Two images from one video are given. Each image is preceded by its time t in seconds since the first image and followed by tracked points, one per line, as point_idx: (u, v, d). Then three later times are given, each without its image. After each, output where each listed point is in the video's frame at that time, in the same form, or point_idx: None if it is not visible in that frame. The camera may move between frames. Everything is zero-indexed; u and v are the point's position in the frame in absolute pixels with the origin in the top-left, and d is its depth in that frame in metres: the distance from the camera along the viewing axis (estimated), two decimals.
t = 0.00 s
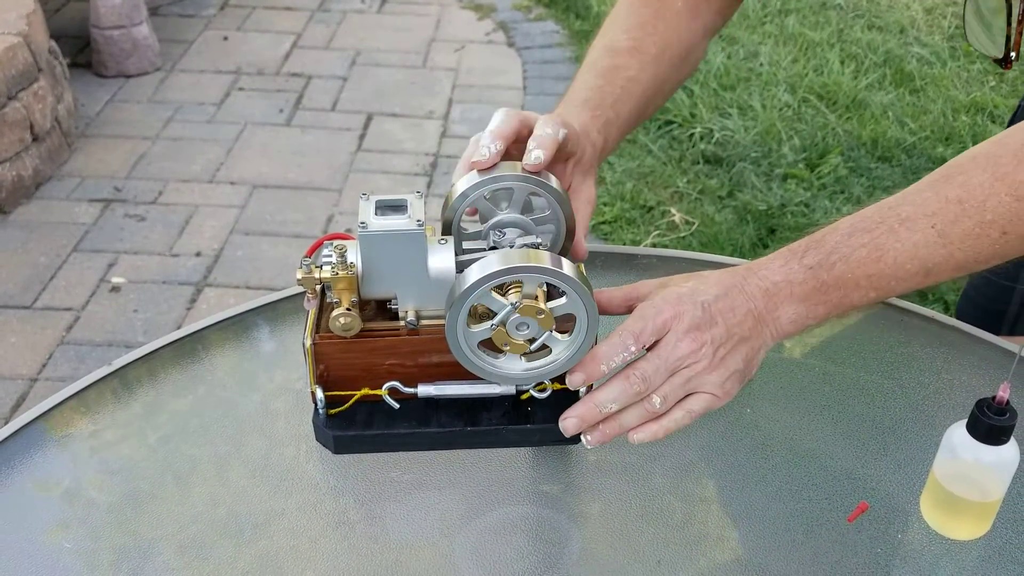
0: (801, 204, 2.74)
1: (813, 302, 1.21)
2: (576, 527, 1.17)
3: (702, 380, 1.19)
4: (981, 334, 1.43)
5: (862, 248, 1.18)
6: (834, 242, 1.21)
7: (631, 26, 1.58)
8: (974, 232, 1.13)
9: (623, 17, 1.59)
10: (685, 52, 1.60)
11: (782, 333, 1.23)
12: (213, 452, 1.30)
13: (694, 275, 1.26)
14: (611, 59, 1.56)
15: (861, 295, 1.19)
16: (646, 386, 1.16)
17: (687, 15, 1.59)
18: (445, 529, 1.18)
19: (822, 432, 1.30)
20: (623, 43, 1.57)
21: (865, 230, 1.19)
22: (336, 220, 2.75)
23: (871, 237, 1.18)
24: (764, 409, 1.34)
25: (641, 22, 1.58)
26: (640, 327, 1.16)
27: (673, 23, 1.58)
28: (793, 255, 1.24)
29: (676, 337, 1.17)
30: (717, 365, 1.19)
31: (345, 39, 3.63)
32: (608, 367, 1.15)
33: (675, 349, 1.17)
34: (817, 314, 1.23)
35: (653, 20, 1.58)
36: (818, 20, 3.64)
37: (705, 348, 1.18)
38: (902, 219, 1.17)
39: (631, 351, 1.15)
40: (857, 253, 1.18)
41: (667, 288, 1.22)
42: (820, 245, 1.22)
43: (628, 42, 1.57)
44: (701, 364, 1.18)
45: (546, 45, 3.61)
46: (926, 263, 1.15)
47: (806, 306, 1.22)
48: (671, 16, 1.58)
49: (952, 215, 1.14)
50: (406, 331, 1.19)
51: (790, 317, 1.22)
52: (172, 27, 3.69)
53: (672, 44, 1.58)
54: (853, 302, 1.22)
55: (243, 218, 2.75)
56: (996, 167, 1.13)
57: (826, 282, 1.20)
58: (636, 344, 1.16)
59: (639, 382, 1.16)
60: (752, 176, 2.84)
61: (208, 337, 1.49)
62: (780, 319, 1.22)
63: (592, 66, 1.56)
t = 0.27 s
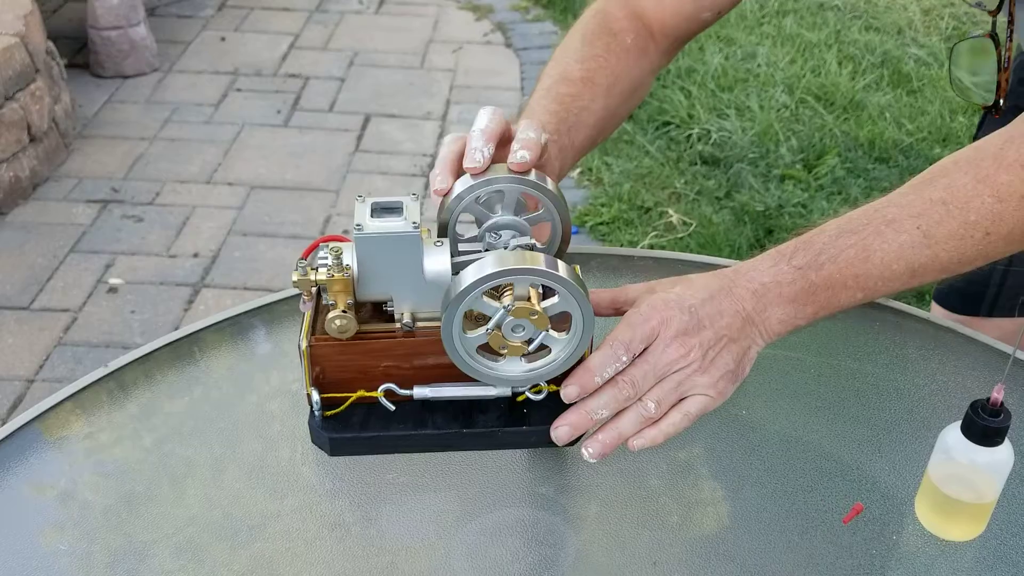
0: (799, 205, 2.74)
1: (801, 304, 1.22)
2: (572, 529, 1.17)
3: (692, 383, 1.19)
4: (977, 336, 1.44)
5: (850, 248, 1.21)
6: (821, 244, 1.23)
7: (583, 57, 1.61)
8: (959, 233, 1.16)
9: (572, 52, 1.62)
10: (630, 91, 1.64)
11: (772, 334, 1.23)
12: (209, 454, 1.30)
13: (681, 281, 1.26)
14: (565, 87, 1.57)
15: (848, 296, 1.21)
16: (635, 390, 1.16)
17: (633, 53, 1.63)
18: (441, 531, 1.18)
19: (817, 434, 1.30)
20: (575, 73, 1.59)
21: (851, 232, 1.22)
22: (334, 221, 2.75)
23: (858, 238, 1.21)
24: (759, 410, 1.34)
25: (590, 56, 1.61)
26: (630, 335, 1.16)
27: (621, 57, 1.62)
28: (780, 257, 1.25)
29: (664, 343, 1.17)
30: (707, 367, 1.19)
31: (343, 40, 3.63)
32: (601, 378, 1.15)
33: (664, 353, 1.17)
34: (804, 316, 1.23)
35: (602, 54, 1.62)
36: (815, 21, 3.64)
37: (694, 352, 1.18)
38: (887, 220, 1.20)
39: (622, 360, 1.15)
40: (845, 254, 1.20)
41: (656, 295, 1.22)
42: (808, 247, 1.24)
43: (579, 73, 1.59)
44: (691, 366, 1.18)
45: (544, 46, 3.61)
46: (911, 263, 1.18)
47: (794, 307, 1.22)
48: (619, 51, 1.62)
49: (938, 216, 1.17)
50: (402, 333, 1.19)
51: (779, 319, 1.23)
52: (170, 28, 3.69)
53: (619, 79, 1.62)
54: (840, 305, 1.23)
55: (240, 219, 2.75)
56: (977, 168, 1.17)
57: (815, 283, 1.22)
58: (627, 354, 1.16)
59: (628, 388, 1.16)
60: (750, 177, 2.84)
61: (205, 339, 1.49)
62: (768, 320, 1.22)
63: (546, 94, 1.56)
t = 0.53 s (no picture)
0: (798, 206, 2.74)
1: (800, 306, 1.22)
2: (572, 532, 1.17)
3: (693, 386, 1.19)
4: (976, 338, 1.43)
5: (850, 250, 1.20)
6: (820, 246, 1.22)
7: (593, 59, 1.61)
8: (958, 232, 1.15)
9: (583, 53, 1.63)
10: (641, 93, 1.64)
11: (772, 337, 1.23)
12: (208, 456, 1.29)
13: (679, 285, 1.26)
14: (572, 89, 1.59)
15: (847, 298, 1.21)
16: (635, 392, 1.16)
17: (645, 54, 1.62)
18: (440, 534, 1.18)
19: (817, 436, 1.30)
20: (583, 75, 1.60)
21: (851, 233, 1.21)
22: (333, 221, 2.75)
23: (857, 239, 1.20)
24: (759, 413, 1.34)
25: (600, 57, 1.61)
26: (630, 338, 1.16)
27: (632, 58, 1.62)
28: (780, 259, 1.25)
29: (665, 345, 1.17)
30: (708, 371, 1.19)
31: (342, 41, 3.62)
32: (598, 381, 1.15)
33: (664, 357, 1.17)
34: (804, 318, 1.23)
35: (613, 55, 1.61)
36: (815, 22, 3.63)
37: (693, 356, 1.18)
38: (887, 222, 1.19)
39: (620, 362, 1.15)
40: (844, 255, 1.20)
41: (657, 299, 1.22)
42: (808, 250, 1.23)
43: (587, 75, 1.60)
44: (691, 370, 1.18)
45: (543, 47, 3.61)
46: (911, 265, 1.17)
47: (793, 309, 1.22)
48: (630, 52, 1.61)
49: (937, 217, 1.16)
50: (401, 336, 1.19)
51: (779, 322, 1.23)
52: (169, 28, 3.68)
53: (629, 81, 1.62)
54: (840, 307, 1.23)
55: (239, 220, 2.75)
56: (976, 168, 1.16)
57: (814, 285, 1.21)
58: (627, 355, 1.16)
59: (627, 389, 1.16)
60: (749, 177, 2.84)
61: (203, 340, 1.49)
62: (767, 322, 1.22)
63: (552, 96, 1.60)
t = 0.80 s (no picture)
0: (798, 205, 2.73)
1: (797, 307, 1.22)
2: (569, 535, 1.17)
3: (690, 389, 1.19)
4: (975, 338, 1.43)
5: (845, 249, 1.20)
6: (816, 245, 1.22)
7: (622, 46, 1.59)
8: (955, 225, 1.15)
9: (612, 37, 1.61)
10: (666, 84, 1.63)
11: (768, 338, 1.23)
12: (207, 458, 1.29)
13: (676, 288, 1.26)
14: (599, 76, 1.56)
15: (844, 298, 1.21)
16: (632, 395, 1.16)
17: (676, 43, 1.61)
18: (438, 537, 1.17)
19: (815, 438, 1.29)
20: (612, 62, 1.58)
21: (846, 232, 1.21)
22: (333, 221, 2.74)
23: (852, 238, 1.20)
24: (757, 415, 1.33)
25: (631, 42, 1.60)
26: (627, 339, 1.16)
27: (662, 47, 1.61)
28: (776, 260, 1.25)
29: (661, 348, 1.17)
30: (705, 373, 1.19)
31: (341, 40, 3.62)
32: (594, 382, 1.14)
33: (661, 359, 1.17)
34: (801, 319, 1.23)
35: (644, 43, 1.60)
36: (815, 21, 3.63)
37: (690, 358, 1.17)
38: (882, 218, 1.19)
39: (617, 363, 1.15)
40: (840, 253, 1.20)
41: (654, 301, 1.21)
42: (803, 250, 1.23)
43: (617, 62, 1.58)
44: (687, 372, 1.18)
45: (543, 46, 3.60)
46: (908, 261, 1.17)
47: (789, 310, 1.22)
48: (661, 41, 1.60)
49: (932, 211, 1.16)
50: (397, 339, 1.19)
51: (775, 323, 1.23)
52: (169, 27, 3.68)
53: (658, 70, 1.61)
54: (837, 307, 1.23)
55: (239, 219, 2.75)
56: (972, 159, 1.16)
57: (811, 285, 1.21)
58: (624, 356, 1.15)
59: (624, 392, 1.16)
60: (749, 176, 2.83)
61: (201, 341, 1.49)
62: (765, 323, 1.22)
63: (578, 82, 1.56)
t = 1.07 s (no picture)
0: (799, 204, 2.73)
1: (790, 305, 1.22)
2: (564, 539, 1.17)
3: (685, 392, 1.18)
4: (972, 340, 1.43)
5: (836, 245, 1.19)
6: (806, 243, 1.22)
7: (577, 42, 1.61)
8: (943, 216, 1.15)
9: (567, 31, 1.62)
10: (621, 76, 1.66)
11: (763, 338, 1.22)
12: (206, 459, 1.29)
13: (669, 290, 1.25)
14: (555, 72, 1.59)
15: (837, 294, 1.20)
16: (625, 400, 1.16)
17: (626, 38, 1.64)
18: (433, 542, 1.17)
19: (812, 441, 1.29)
20: (566, 57, 1.60)
21: (836, 228, 1.20)
22: (332, 221, 2.74)
23: (842, 233, 1.19)
24: (753, 417, 1.33)
25: (584, 36, 1.61)
26: (619, 339, 1.16)
27: (613, 41, 1.63)
28: (768, 260, 1.24)
29: (654, 351, 1.16)
30: (698, 376, 1.19)
31: (341, 39, 3.62)
32: (592, 377, 1.13)
33: (652, 364, 1.16)
34: (796, 319, 1.23)
35: (597, 38, 1.62)
36: (815, 20, 3.62)
37: (684, 361, 1.17)
38: (871, 212, 1.18)
39: (611, 362, 1.14)
40: (832, 249, 1.19)
41: (644, 305, 1.21)
42: (795, 249, 1.22)
43: (572, 58, 1.60)
44: (681, 376, 1.17)
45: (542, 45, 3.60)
46: (900, 254, 1.16)
47: (784, 309, 1.22)
48: (613, 36, 1.62)
49: (921, 202, 1.16)
50: (390, 342, 1.18)
51: (770, 323, 1.22)
52: (169, 27, 3.68)
53: (611, 64, 1.63)
54: (831, 304, 1.22)
55: (238, 219, 2.75)
56: (957, 151, 1.16)
57: (803, 284, 1.21)
58: (617, 355, 1.15)
59: (617, 397, 1.15)
60: (749, 176, 2.83)
61: (199, 342, 1.48)
62: (759, 323, 1.22)
63: (538, 79, 1.58)
